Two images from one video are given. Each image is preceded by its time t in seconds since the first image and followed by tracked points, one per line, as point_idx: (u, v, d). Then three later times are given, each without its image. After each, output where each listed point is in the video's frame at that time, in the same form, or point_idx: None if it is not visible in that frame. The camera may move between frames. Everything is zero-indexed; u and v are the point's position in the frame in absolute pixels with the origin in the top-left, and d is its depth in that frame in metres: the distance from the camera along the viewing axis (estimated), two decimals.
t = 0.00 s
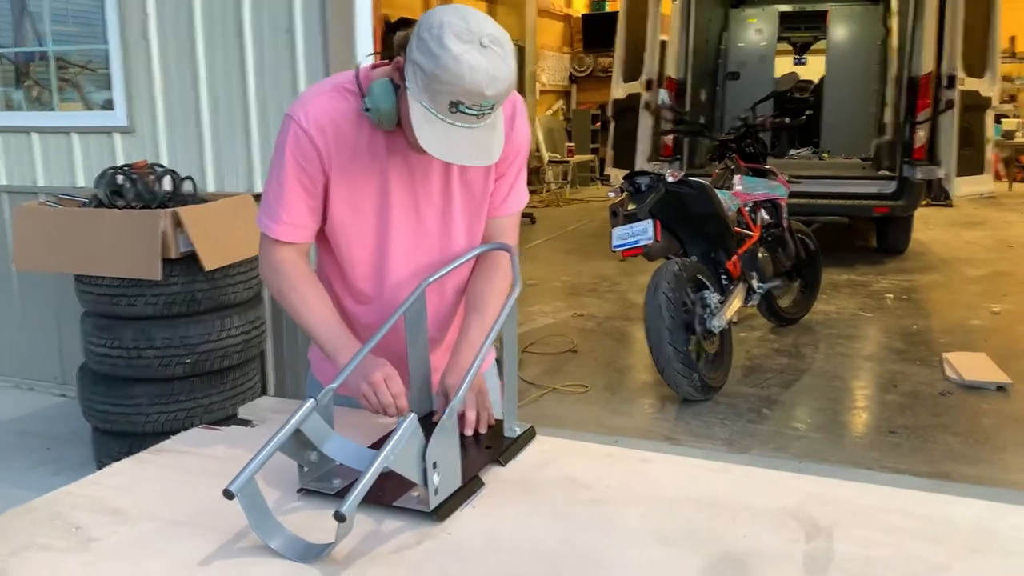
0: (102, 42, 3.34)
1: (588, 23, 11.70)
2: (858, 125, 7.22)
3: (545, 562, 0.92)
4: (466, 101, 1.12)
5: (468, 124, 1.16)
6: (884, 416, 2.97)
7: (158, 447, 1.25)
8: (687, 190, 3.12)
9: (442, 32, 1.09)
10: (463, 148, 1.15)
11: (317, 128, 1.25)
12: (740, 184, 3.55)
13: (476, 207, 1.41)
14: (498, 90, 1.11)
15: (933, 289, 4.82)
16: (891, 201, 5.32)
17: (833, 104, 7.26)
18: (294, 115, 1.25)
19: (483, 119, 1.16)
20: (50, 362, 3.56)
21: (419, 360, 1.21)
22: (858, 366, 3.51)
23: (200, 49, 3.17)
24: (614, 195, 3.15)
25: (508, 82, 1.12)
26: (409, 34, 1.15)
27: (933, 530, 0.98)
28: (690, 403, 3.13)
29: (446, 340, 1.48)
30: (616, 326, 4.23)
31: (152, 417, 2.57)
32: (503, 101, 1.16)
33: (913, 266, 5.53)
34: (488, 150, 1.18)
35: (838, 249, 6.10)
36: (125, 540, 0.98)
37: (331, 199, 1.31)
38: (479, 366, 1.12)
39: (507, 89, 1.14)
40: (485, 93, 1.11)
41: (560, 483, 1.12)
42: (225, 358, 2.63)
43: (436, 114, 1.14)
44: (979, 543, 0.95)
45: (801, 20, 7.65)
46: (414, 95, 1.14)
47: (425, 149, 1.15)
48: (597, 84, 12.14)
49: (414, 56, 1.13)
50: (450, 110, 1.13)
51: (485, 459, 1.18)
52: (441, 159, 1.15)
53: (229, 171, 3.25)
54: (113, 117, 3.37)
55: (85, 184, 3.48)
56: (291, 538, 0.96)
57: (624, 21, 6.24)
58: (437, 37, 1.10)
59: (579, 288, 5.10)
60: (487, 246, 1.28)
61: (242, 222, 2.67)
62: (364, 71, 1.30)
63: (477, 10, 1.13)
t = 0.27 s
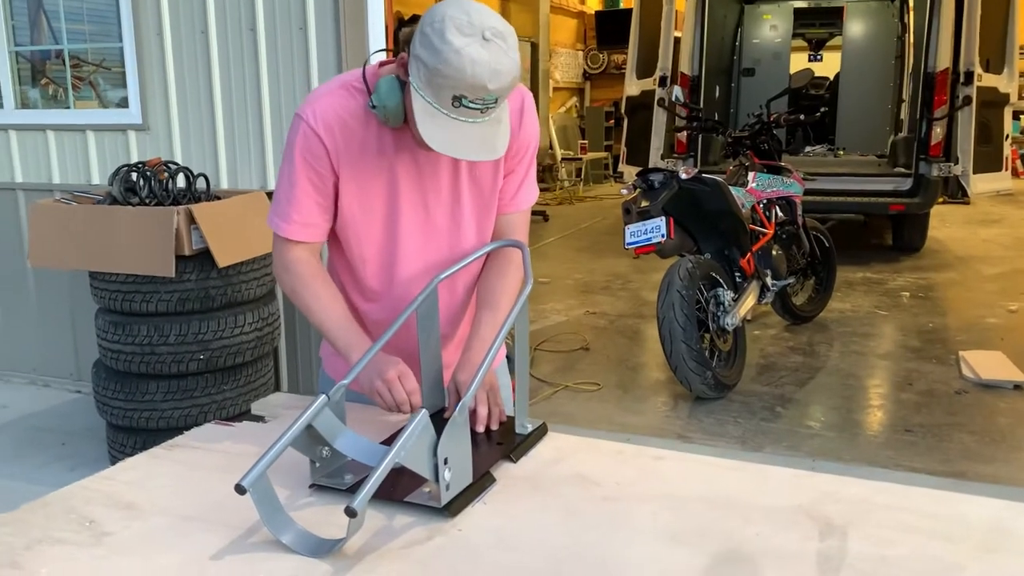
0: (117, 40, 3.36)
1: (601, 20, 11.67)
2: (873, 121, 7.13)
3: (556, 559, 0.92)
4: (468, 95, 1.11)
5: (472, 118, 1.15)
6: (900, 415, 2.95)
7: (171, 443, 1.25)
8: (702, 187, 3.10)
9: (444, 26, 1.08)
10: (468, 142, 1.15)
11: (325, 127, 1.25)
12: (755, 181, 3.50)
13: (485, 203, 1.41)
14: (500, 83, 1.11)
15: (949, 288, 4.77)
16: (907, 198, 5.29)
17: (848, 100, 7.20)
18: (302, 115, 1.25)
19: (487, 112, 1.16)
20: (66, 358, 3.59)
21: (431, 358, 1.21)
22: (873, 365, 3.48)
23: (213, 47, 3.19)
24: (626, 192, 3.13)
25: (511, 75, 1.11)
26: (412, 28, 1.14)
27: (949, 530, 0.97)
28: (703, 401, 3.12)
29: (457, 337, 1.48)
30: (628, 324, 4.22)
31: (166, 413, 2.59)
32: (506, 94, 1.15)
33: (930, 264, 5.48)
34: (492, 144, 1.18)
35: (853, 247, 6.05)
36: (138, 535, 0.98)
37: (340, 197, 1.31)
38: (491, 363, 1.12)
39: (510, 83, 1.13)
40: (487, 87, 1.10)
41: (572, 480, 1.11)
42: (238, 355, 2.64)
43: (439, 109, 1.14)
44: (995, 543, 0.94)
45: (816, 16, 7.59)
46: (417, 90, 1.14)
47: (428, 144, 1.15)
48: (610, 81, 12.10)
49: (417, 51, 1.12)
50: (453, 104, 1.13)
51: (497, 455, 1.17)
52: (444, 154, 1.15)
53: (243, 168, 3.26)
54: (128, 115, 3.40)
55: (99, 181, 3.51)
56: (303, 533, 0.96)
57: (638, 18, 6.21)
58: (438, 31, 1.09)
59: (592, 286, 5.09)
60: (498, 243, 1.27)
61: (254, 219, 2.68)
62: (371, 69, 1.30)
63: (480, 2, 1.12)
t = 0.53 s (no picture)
0: (129, 39, 3.39)
1: (611, 16, 11.64)
2: (884, 117, 7.10)
3: (567, 554, 0.92)
4: (469, 84, 1.12)
5: (474, 109, 1.15)
6: (912, 411, 2.93)
7: (186, 439, 1.26)
8: (712, 184, 3.07)
9: (443, 16, 1.10)
10: (470, 131, 1.15)
11: (331, 126, 1.26)
12: (765, 177, 3.50)
13: (494, 200, 1.41)
14: (501, 70, 1.11)
15: (962, 284, 4.74)
16: (918, 194, 5.30)
17: (860, 95, 7.16)
18: (308, 114, 1.26)
19: (489, 103, 1.16)
20: (79, 355, 3.62)
21: (442, 354, 1.22)
22: (885, 361, 3.47)
23: (224, 46, 3.20)
24: (636, 188, 3.13)
25: (511, 63, 1.12)
26: (412, 23, 1.15)
27: (961, 525, 0.96)
28: (714, 398, 3.12)
29: (467, 332, 1.49)
30: (639, 320, 4.21)
31: (180, 410, 2.61)
32: (507, 84, 1.15)
33: (942, 260, 5.45)
34: (495, 134, 1.18)
35: (864, 243, 6.03)
36: (154, 530, 0.99)
37: (348, 195, 1.32)
38: (502, 359, 1.12)
39: (510, 71, 1.13)
40: (487, 75, 1.11)
41: (583, 476, 1.12)
42: (250, 352, 2.66)
43: (441, 100, 1.14)
44: (1007, 539, 0.94)
45: (827, 11, 7.55)
46: (418, 82, 1.14)
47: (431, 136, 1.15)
48: (620, 77, 12.07)
49: (417, 43, 1.13)
50: (454, 95, 1.13)
51: (508, 451, 1.18)
52: (447, 144, 1.15)
53: (254, 165, 3.27)
54: (140, 113, 3.42)
55: (112, 180, 3.53)
56: (316, 529, 0.97)
57: (647, 14, 6.19)
58: (438, 22, 1.10)
59: (602, 283, 5.09)
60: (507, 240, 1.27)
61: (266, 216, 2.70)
62: (377, 67, 1.30)
63: None
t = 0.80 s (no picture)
0: (135, 39, 3.40)
1: (617, 14, 11.61)
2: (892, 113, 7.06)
3: (578, 552, 0.92)
4: (467, 78, 1.11)
5: (473, 103, 1.15)
6: (921, 408, 2.92)
7: (194, 437, 1.27)
8: (719, 181, 3.07)
9: (441, 10, 1.09)
10: (468, 126, 1.14)
11: (333, 126, 1.26)
12: (773, 173, 3.49)
13: (499, 197, 1.39)
14: (499, 64, 1.11)
15: (970, 280, 4.72)
16: (926, 190, 5.26)
17: (866, 92, 7.08)
18: (311, 115, 1.27)
19: (488, 98, 1.15)
20: (87, 354, 3.63)
21: (450, 351, 1.21)
22: (893, 357, 3.45)
23: (231, 45, 3.21)
24: (644, 185, 3.13)
25: (510, 57, 1.11)
26: (413, 18, 1.15)
27: (974, 521, 0.96)
28: (721, 395, 3.11)
29: (475, 328, 1.49)
30: (646, 318, 4.21)
31: (188, 409, 2.61)
32: (507, 78, 1.14)
33: (950, 256, 5.42)
34: (494, 129, 1.17)
35: (872, 240, 6.00)
36: (164, 527, 0.99)
37: (351, 195, 1.32)
38: (510, 359, 1.12)
39: (509, 66, 1.13)
40: (485, 69, 1.10)
41: (593, 473, 1.11)
42: (258, 350, 2.66)
43: (439, 94, 1.13)
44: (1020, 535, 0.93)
45: (834, 7, 7.51)
46: (417, 76, 1.14)
47: (429, 132, 1.15)
48: (626, 74, 12.04)
49: (416, 38, 1.13)
50: (453, 89, 1.13)
51: (518, 448, 1.18)
52: (444, 139, 1.14)
53: (261, 164, 3.28)
54: (147, 113, 3.42)
55: (119, 179, 3.54)
56: (326, 526, 0.97)
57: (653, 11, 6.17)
58: (436, 16, 1.10)
59: (609, 281, 5.08)
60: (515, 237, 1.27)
61: (274, 215, 2.70)
62: (379, 67, 1.30)
63: None
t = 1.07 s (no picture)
0: (140, 41, 3.40)
1: (620, 13, 11.59)
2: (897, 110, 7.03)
3: (586, 554, 0.91)
4: (463, 83, 1.11)
5: (469, 108, 1.14)
6: (928, 406, 2.91)
7: (201, 440, 1.27)
8: (725, 179, 3.05)
9: (435, 14, 1.09)
10: (466, 132, 1.14)
11: (335, 135, 1.26)
12: (778, 171, 3.48)
13: (501, 197, 1.39)
14: (494, 68, 1.11)
15: (977, 277, 4.70)
16: (932, 187, 5.26)
17: (870, 89, 7.06)
18: (312, 124, 1.27)
19: (484, 102, 1.15)
20: (94, 357, 3.64)
21: (457, 353, 1.21)
22: (900, 356, 3.44)
23: (235, 47, 3.21)
24: (648, 185, 3.12)
25: (505, 60, 1.11)
26: (406, 24, 1.15)
27: (984, 521, 0.95)
28: (728, 395, 3.10)
29: (482, 328, 1.49)
30: (651, 317, 4.20)
31: (194, 411, 2.61)
32: (502, 82, 1.14)
33: (957, 254, 5.40)
34: (491, 134, 1.16)
35: (878, 238, 5.98)
36: (171, 530, 0.99)
37: (355, 201, 1.32)
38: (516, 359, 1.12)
39: (504, 69, 1.13)
40: (481, 73, 1.10)
41: (600, 474, 1.11)
42: (264, 352, 2.66)
43: (435, 99, 1.13)
44: None
45: (838, 4, 7.49)
46: (412, 82, 1.14)
47: (427, 137, 1.14)
48: (630, 73, 12.02)
49: (410, 43, 1.13)
50: (449, 94, 1.12)
51: (524, 449, 1.17)
52: (441, 144, 1.14)
53: (266, 166, 3.28)
54: (151, 115, 3.43)
55: (124, 182, 3.54)
56: (333, 529, 0.96)
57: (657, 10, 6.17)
58: (429, 20, 1.10)
59: (614, 280, 5.07)
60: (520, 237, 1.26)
61: (279, 218, 2.71)
62: (377, 73, 1.30)
63: None
